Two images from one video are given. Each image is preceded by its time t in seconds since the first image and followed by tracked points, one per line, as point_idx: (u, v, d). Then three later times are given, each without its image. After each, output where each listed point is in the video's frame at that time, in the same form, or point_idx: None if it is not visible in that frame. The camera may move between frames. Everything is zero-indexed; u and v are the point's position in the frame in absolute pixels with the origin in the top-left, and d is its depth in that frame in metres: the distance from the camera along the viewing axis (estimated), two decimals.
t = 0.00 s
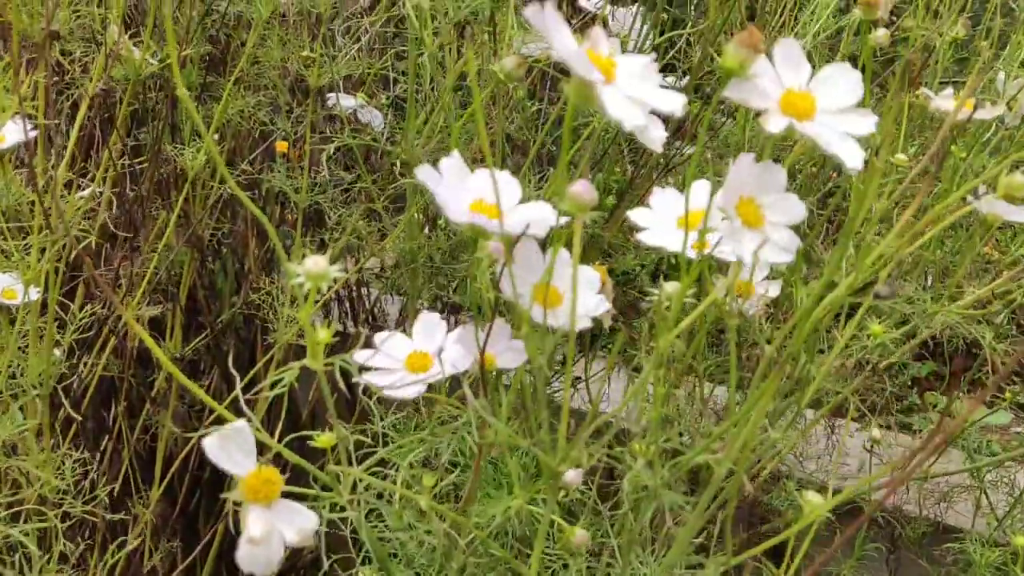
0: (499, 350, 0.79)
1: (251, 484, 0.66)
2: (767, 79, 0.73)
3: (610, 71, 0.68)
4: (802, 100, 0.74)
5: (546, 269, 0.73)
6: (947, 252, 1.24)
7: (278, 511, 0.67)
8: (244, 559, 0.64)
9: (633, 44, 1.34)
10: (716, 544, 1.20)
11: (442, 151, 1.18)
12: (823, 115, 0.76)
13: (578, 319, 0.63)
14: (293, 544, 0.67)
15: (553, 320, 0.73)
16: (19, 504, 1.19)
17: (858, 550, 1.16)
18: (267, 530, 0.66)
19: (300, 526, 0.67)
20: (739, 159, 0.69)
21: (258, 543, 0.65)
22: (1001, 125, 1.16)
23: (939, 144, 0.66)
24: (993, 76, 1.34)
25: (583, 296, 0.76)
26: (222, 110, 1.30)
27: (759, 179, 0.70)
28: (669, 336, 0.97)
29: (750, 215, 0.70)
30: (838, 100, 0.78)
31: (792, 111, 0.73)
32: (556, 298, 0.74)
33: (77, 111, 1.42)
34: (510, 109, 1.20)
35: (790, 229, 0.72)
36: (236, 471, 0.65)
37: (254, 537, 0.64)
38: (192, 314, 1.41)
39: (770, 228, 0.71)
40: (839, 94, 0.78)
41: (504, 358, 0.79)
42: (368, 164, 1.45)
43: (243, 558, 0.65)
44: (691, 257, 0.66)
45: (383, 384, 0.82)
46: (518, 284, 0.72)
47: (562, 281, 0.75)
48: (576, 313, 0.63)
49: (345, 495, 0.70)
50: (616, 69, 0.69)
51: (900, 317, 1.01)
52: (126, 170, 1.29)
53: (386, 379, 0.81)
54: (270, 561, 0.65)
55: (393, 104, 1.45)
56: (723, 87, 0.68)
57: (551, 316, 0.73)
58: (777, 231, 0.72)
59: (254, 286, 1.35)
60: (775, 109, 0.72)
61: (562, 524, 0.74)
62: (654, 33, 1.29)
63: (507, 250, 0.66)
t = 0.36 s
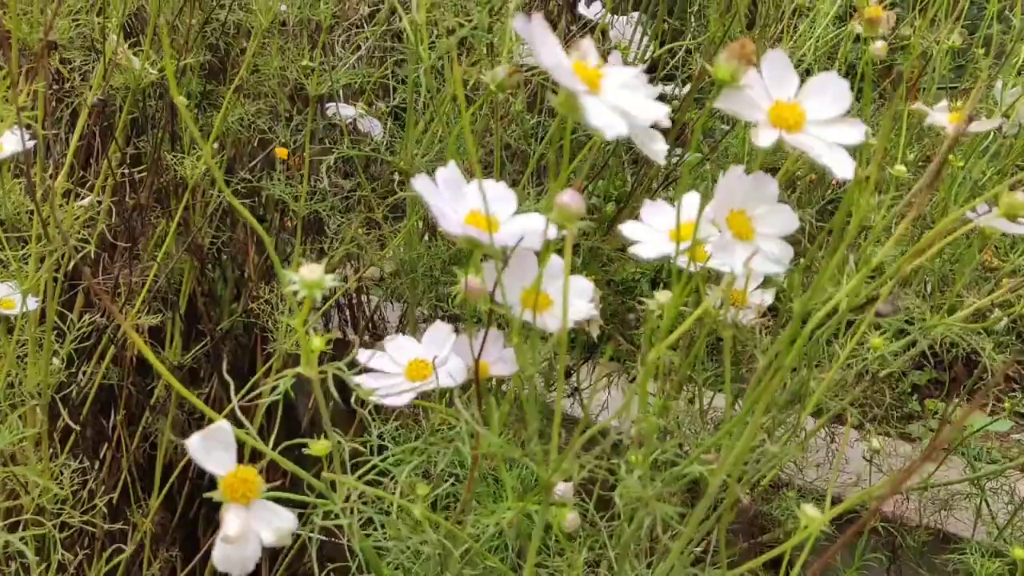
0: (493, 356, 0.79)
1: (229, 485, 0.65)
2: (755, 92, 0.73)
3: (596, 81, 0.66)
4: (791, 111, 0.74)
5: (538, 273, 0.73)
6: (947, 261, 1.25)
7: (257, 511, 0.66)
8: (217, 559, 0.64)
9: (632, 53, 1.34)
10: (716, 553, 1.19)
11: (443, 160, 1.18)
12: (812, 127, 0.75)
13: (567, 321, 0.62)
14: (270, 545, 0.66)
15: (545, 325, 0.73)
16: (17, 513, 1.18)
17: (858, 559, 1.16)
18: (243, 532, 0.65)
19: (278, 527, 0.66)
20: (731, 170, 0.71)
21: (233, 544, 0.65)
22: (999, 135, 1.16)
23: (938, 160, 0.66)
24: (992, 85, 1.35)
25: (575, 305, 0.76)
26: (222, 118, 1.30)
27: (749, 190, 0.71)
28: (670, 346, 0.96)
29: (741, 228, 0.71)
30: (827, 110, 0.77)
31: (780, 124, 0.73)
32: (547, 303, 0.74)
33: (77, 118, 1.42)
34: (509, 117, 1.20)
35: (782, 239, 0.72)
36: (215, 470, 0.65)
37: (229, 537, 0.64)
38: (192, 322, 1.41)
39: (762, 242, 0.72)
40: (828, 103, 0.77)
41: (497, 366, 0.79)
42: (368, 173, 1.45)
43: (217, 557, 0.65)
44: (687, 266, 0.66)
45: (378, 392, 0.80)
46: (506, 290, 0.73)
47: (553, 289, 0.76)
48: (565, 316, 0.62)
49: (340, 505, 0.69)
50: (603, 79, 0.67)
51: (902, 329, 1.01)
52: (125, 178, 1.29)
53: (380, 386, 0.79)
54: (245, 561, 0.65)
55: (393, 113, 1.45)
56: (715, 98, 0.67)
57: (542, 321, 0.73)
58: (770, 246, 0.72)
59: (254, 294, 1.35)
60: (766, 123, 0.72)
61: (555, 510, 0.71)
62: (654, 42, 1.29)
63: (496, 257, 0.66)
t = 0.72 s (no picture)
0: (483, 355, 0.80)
1: (215, 498, 0.68)
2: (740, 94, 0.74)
3: (561, 76, 0.69)
4: (773, 111, 0.75)
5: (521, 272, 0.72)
6: (947, 266, 1.25)
7: (243, 525, 0.68)
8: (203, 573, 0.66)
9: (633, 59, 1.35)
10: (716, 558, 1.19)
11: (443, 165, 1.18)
12: (794, 128, 0.76)
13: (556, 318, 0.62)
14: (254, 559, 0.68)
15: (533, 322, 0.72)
16: (17, 518, 1.18)
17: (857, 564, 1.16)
18: (229, 546, 0.67)
19: (263, 541, 0.68)
20: (723, 171, 0.73)
21: (218, 558, 0.67)
22: (999, 140, 1.17)
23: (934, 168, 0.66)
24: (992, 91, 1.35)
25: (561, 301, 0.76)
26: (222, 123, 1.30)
27: (740, 190, 0.74)
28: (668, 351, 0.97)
29: (728, 228, 0.74)
30: (810, 112, 0.78)
31: (762, 125, 0.74)
32: (533, 301, 0.74)
33: (78, 123, 1.42)
34: (509, 122, 1.20)
35: (768, 240, 0.76)
36: (202, 483, 0.67)
37: (214, 551, 0.66)
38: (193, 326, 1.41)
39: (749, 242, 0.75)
40: (810, 105, 0.79)
41: (488, 365, 0.80)
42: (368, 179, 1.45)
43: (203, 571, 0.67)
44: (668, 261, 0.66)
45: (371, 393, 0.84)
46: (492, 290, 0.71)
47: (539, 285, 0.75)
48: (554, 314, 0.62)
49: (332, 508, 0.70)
50: (568, 75, 0.70)
51: (901, 333, 1.01)
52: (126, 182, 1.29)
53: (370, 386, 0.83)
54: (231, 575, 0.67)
55: (393, 118, 1.45)
56: (698, 96, 0.69)
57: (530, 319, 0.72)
58: (756, 245, 0.75)
59: (254, 298, 1.35)
60: (748, 122, 0.73)
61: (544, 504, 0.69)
62: (653, 47, 1.29)
63: (480, 259, 0.67)
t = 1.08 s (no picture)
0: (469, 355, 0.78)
1: (208, 511, 0.70)
2: (714, 88, 0.76)
3: (524, 68, 0.70)
4: (747, 104, 0.77)
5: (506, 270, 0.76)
6: (948, 271, 1.25)
7: (236, 537, 0.71)
8: None
9: (633, 65, 1.35)
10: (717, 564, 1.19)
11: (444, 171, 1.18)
12: (770, 119, 0.78)
13: (538, 313, 0.66)
14: (247, 571, 0.71)
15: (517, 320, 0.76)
16: (19, 525, 1.18)
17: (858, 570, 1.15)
18: (222, 558, 0.70)
19: (255, 553, 0.71)
20: (700, 171, 0.77)
21: (211, 571, 0.69)
22: (1000, 144, 1.16)
23: (933, 175, 0.66)
24: (991, 96, 1.35)
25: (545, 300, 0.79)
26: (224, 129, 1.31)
27: (719, 189, 0.77)
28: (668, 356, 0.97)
29: (709, 224, 0.77)
30: (786, 103, 0.80)
31: (738, 117, 0.76)
32: (515, 299, 0.78)
33: (80, 130, 1.42)
34: (509, 126, 1.21)
35: (749, 235, 0.79)
36: (195, 496, 0.70)
37: (207, 564, 0.69)
38: (194, 332, 1.41)
39: (730, 240, 0.78)
40: (786, 96, 0.80)
41: (474, 364, 0.78)
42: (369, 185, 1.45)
43: None
44: (650, 254, 0.66)
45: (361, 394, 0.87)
46: (474, 286, 0.73)
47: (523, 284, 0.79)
48: (536, 309, 0.66)
49: (324, 507, 0.71)
50: (531, 66, 0.71)
51: (900, 339, 1.01)
52: (127, 189, 1.29)
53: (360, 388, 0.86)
54: None
55: (394, 124, 1.45)
56: (672, 92, 0.70)
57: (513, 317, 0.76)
58: (735, 242, 0.78)
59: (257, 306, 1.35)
60: (722, 116, 0.75)
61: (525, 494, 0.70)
62: (654, 54, 1.30)
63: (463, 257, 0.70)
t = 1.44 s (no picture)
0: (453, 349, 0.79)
1: (202, 501, 0.72)
2: (690, 77, 0.77)
3: (504, 59, 0.73)
4: (721, 93, 0.77)
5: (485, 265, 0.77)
6: (948, 273, 1.25)
7: (231, 527, 0.73)
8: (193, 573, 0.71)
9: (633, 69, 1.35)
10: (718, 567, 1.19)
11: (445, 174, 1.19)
12: (747, 105, 0.80)
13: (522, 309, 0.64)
14: (242, 559, 0.72)
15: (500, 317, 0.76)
16: (20, 529, 1.19)
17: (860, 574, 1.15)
18: (217, 546, 0.72)
19: (250, 541, 0.73)
20: (679, 165, 0.77)
21: (207, 558, 0.71)
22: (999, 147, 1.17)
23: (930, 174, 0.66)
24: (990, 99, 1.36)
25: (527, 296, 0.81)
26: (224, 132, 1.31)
27: (697, 181, 0.78)
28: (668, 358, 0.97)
29: (688, 216, 0.78)
30: (762, 90, 0.81)
31: (713, 105, 0.76)
32: (497, 294, 0.80)
33: (81, 134, 1.42)
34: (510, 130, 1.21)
35: (727, 226, 0.80)
36: (189, 486, 0.72)
37: (202, 552, 0.71)
38: (195, 336, 1.41)
39: (709, 231, 0.79)
40: (762, 83, 0.82)
41: (459, 358, 0.79)
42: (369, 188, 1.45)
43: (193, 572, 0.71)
44: (630, 250, 0.67)
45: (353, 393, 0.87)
46: (456, 279, 0.75)
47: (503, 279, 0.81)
48: (520, 300, 0.64)
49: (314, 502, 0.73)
50: (511, 59, 0.74)
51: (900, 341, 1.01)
52: (129, 193, 1.29)
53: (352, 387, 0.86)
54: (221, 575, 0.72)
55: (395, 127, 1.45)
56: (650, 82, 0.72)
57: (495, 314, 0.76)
58: (715, 233, 0.79)
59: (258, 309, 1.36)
60: (698, 105, 0.76)
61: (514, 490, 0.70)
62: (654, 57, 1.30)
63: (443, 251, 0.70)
